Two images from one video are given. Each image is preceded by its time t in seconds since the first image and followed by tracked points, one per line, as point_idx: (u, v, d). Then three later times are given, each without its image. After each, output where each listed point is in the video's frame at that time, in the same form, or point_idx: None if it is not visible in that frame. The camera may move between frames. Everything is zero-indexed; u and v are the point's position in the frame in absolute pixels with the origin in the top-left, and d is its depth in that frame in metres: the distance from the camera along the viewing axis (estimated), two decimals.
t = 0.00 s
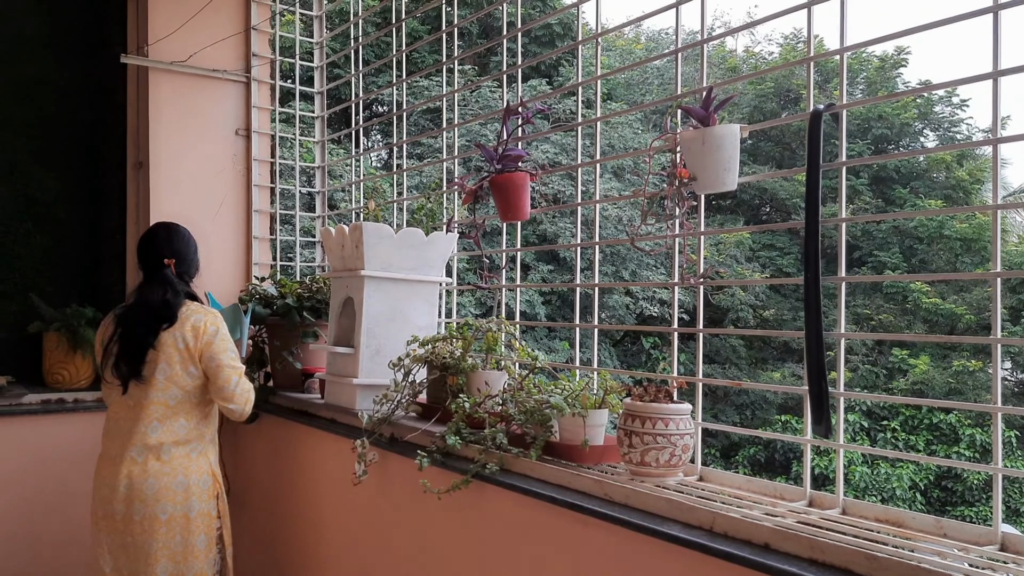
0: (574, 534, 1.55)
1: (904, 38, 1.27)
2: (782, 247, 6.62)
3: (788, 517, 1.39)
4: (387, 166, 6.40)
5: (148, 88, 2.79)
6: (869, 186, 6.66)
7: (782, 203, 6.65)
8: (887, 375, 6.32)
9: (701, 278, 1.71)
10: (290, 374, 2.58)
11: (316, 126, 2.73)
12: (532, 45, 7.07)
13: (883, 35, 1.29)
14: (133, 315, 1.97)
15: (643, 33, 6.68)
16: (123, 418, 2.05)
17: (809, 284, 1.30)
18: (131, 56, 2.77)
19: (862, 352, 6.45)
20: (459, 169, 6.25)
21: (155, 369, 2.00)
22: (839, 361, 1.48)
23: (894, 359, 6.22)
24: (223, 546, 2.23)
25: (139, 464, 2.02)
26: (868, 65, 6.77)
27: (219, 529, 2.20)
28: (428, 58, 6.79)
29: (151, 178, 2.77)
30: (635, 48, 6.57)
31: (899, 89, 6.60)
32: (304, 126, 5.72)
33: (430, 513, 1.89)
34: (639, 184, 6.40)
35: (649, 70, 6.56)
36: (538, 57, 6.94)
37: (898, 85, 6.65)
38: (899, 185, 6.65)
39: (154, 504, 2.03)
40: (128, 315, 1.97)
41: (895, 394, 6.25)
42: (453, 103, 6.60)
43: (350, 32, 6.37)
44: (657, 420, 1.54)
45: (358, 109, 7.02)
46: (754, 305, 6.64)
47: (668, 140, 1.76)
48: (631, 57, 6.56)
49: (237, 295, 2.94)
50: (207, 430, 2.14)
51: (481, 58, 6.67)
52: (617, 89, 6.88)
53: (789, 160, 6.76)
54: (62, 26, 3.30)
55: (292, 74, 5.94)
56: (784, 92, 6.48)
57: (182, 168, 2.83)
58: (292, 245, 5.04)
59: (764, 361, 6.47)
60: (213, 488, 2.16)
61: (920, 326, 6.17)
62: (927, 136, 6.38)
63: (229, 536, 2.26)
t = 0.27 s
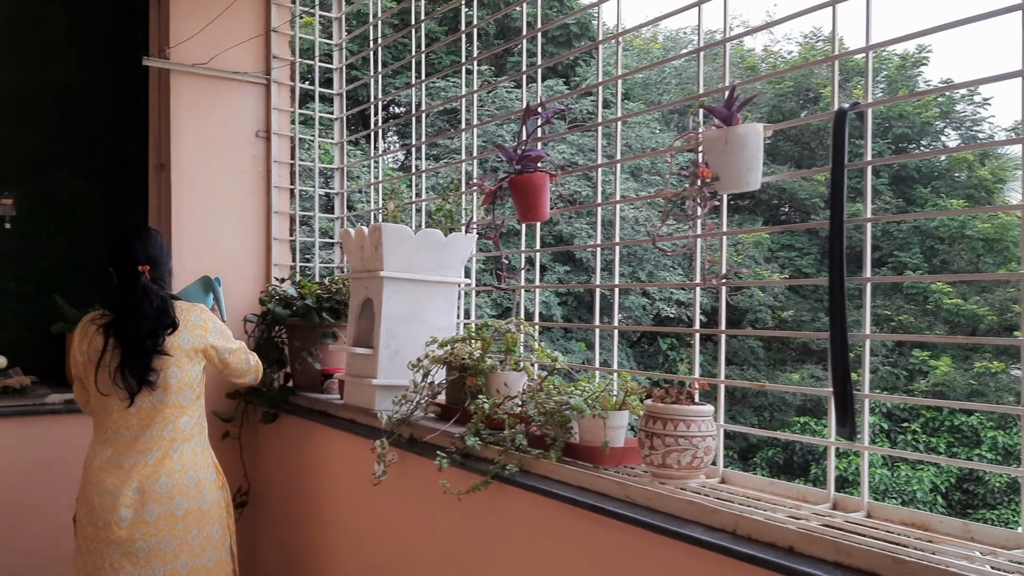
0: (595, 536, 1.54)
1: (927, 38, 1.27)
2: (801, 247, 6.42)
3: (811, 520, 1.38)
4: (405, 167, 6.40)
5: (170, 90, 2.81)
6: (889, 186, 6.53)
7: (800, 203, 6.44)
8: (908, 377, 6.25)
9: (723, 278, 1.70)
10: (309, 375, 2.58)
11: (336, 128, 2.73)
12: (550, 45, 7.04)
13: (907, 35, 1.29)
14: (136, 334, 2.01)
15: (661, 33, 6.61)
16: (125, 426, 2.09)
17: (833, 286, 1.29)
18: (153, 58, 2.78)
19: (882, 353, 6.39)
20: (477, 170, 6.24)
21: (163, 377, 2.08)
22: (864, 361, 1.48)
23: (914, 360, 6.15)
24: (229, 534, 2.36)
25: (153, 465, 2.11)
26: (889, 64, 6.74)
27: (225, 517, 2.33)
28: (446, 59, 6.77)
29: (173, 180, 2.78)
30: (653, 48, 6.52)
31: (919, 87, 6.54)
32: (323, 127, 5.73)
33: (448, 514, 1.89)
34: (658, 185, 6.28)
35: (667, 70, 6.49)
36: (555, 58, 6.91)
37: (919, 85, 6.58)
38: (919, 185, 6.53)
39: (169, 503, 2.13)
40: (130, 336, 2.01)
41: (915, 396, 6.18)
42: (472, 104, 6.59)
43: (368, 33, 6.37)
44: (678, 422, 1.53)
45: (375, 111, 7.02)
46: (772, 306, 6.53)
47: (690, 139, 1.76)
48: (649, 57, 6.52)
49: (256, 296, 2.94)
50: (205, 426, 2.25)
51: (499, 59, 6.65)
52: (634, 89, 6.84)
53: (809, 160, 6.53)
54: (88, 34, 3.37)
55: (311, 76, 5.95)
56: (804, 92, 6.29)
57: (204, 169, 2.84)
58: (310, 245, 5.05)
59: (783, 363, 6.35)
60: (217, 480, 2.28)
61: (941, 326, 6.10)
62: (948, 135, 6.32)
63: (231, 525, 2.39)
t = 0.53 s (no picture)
0: (680, 540, 1.52)
1: None
2: (891, 245, 5.66)
3: (909, 529, 1.32)
4: (481, 168, 6.39)
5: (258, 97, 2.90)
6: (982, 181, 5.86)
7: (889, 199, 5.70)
8: (1006, 381, 5.89)
9: (815, 278, 1.66)
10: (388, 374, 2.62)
11: (416, 130, 2.77)
12: (626, 42, 6.90)
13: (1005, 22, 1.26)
14: (145, 338, 2.13)
15: (744, 28, 6.37)
16: (156, 415, 2.24)
17: (934, 285, 1.25)
18: (242, 65, 2.88)
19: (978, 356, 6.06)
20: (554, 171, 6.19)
21: (180, 372, 2.21)
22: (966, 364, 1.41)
23: (1014, 364, 5.80)
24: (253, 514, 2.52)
25: (184, 451, 2.26)
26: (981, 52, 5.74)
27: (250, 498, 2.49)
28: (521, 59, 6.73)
29: (261, 184, 2.86)
30: (733, 42, 6.33)
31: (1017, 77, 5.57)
32: (402, 130, 5.79)
33: (527, 514, 1.89)
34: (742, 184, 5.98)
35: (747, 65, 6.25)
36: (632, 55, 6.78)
37: (1016, 74, 5.59)
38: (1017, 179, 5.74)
39: (199, 486, 2.28)
40: (139, 338, 2.13)
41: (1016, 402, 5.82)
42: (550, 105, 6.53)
43: (446, 36, 6.39)
44: (768, 426, 1.49)
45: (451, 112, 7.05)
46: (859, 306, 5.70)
47: (781, 135, 1.72)
48: (728, 53, 6.35)
49: (339, 297, 3.00)
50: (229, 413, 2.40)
51: (575, 58, 6.58)
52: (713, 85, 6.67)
53: (899, 156, 5.86)
54: (180, 37, 3.40)
55: (389, 79, 6.02)
56: (891, 84, 5.72)
57: (290, 173, 2.92)
58: (386, 246, 5.11)
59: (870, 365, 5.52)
60: (242, 463, 2.44)
61: None
62: None
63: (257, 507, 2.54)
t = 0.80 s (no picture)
0: (737, 544, 1.49)
1: None
2: (952, 243, 5.50)
3: (979, 536, 1.28)
4: (531, 167, 6.37)
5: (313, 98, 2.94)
6: None
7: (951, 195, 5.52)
8: None
9: (878, 277, 1.61)
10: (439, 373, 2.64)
11: (468, 130, 2.78)
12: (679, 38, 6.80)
13: None
14: (170, 332, 2.21)
15: (799, 23, 6.25)
16: (193, 403, 2.29)
17: (1002, 284, 1.16)
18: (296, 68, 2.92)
19: None
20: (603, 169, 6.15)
21: (211, 361, 2.27)
22: None
23: None
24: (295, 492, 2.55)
25: (223, 433, 2.31)
26: None
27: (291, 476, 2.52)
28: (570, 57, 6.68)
29: (316, 185, 2.90)
30: (788, 37, 6.19)
31: None
32: (453, 129, 5.81)
33: (581, 514, 1.89)
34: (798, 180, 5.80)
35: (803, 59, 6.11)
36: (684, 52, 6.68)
37: None
38: None
39: (241, 466, 2.32)
40: (165, 333, 2.22)
41: None
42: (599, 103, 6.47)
43: (497, 35, 6.42)
44: (829, 429, 1.46)
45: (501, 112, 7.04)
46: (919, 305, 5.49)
47: (841, 131, 1.67)
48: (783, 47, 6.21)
49: (392, 296, 3.03)
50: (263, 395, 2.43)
51: (625, 55, 6.51)
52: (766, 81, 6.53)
53: (960, 152, 5.69)
54: (237, 40, 3.44)
55: (440, 79, 6.04)
56: (953, 77, 5.56)
57: (344, 173, 2.96)
58: (436, 246, 5.12)
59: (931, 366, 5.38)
60: (280, 442, 2.47)
61: None
62: None
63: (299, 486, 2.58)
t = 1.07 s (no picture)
0: (757, 546, 1.48)
1: None
2: (978, 243, 5.43)
3: (1005, 541, 1.26)
4: (551, 166, 6.35)
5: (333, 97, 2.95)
6: None
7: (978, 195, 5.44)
8: None
9: (901, 278, 1.58)
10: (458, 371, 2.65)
11: (488, 128, 2.77)
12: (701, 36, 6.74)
13: None
14: (182, 330, 2.23)
15: (822, 21, 6.19)
16: (208, 398, 2.32)
17: None
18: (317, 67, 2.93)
19: None
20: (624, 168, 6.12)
21: (224, 357, 2.29)
22: None
23: None
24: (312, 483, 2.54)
25: (237, 427, 2.32)
26: None
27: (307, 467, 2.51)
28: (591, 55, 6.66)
29: (336, 184, 2.91)
30: (811, 35, 6.12)
31: None
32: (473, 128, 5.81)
33: (599, 514, 1.88)
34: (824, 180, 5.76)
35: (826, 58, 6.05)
36: (706, 50, 6.63)
37: None
38: None
39: (254, 458, 2.32)
40: (177, 330, 2.24)
41: None
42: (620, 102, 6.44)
43: (517, 34, 6.40)
44: (851, 430, 1.44)
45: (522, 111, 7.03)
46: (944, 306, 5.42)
47: (865, 130, 1.65)
48: (806, 46, 6.15)
49: (411, 295, 3.04)
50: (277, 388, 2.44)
51: (646, 53, 6.47)
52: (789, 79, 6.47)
53: (986, 151, 5.60)
54: (259, 39, 3.45)
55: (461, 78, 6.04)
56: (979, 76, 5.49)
57: (364, 172, 2.96)
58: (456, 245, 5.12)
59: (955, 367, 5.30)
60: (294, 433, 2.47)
61: None
62: None
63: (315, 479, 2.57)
